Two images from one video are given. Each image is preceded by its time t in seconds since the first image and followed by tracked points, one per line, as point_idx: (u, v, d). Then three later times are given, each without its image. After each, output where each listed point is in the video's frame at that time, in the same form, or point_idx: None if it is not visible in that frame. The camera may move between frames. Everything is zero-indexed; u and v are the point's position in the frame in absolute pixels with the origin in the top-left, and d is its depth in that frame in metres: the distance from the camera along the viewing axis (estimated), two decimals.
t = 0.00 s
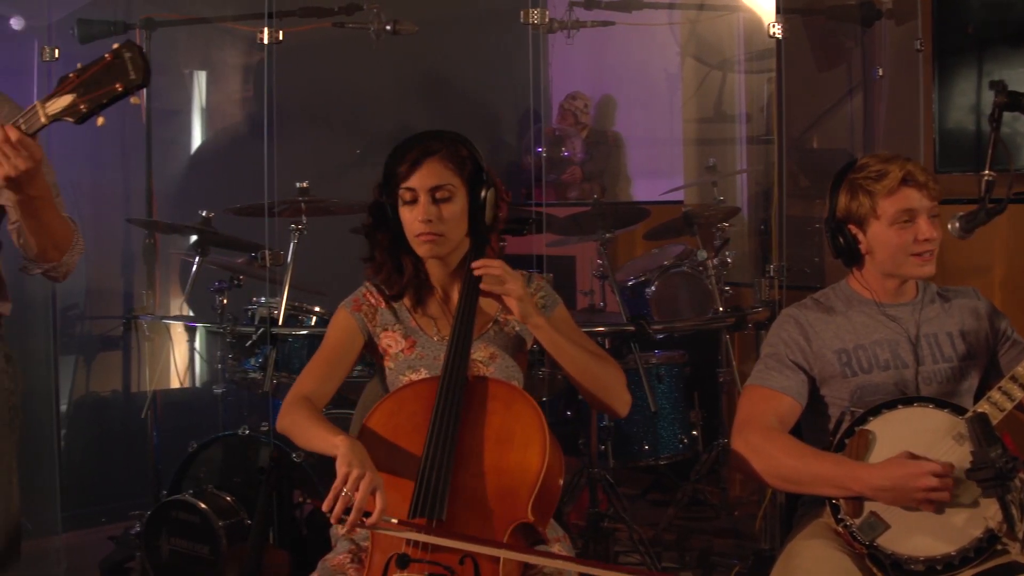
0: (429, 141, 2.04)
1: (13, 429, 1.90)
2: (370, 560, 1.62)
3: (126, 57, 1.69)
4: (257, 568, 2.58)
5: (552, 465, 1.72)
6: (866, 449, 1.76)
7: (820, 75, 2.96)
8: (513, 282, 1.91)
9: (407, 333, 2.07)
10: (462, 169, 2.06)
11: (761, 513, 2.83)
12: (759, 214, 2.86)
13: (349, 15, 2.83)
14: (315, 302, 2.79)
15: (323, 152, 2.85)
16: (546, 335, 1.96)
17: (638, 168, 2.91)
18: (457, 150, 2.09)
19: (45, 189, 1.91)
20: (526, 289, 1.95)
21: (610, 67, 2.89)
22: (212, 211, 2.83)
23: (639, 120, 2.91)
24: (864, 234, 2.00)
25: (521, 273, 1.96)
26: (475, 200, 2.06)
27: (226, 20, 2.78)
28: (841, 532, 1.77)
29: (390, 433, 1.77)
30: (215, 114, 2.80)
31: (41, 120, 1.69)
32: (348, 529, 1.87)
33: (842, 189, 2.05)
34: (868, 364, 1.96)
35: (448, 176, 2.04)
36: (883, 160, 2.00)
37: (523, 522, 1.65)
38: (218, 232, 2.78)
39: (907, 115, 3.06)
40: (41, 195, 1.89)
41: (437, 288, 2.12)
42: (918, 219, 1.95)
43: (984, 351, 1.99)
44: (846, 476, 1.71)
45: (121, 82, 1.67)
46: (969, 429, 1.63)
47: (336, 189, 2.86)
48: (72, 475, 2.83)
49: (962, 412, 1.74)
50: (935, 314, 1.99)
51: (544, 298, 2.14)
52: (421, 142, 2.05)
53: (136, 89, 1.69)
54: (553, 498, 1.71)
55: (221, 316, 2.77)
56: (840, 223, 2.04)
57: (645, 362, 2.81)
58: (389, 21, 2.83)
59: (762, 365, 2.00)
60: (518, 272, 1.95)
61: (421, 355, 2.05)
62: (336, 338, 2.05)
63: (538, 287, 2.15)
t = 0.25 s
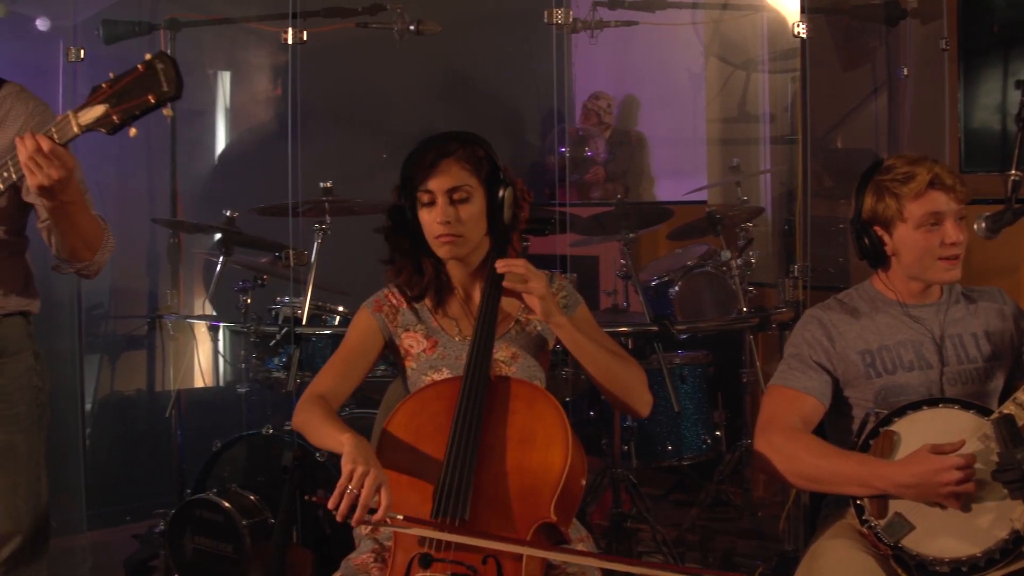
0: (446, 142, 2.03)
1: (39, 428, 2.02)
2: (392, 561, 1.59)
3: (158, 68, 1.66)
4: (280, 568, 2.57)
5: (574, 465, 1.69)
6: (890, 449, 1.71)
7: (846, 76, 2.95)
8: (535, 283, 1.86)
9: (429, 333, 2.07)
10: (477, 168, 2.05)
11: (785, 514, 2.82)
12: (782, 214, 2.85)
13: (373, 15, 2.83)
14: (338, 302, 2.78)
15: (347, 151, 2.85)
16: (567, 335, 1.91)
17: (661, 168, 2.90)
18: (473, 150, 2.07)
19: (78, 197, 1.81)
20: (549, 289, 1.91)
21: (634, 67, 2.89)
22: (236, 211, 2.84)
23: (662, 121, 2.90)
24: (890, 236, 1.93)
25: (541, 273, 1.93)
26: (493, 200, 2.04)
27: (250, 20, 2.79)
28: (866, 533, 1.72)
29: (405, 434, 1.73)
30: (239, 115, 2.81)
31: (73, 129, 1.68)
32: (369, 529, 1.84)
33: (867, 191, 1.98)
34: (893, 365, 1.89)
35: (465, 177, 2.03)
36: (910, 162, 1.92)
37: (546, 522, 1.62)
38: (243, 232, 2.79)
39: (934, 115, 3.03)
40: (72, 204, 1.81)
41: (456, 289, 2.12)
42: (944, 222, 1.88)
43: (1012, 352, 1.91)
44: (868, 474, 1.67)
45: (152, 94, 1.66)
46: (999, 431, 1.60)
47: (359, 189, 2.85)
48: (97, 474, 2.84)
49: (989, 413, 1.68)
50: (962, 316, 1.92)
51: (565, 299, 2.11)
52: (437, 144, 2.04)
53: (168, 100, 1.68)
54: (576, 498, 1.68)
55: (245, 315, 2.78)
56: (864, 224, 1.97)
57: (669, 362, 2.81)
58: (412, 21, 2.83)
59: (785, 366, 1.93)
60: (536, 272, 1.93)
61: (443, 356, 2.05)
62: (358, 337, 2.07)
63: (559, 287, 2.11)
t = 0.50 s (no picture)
0: (483, 139, 2.05)
1: (70, 426, 1.98)
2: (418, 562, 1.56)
3: (186, 70, 1.61)
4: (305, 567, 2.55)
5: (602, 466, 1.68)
6: (917, 451, 1.68)
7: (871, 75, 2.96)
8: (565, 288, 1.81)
9: (456, 333, 2.06)
10: (512, 165, 2.06)
11: (810, 515, 2.81)
12: (808, 214, 2.85)
13: (397, 16, 2.81)
14: (363, 301, 2.78)
15: (371, 151, 2.83)
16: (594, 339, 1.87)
17: (686, 168, 2.89)
18: (507, 148, 2.08)
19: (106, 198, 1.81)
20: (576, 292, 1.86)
21: (659, 67, 2.89)
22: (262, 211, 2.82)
23: (687, 121, 2.89)
24: (920, 236, 1.90)
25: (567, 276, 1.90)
26: (526, 198, 2.05)
27: (275, 20, 2.78)
28: (893, 536, 1.68)
29: (429, 435, 1.72)
30: (265, 115, 2.80)
31: (103, 131, 1.65)
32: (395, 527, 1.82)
33: (896, 191, 1.95)
34: (920, 367, 1.86)
35: (499, 173, 2.04)
36: (938, 162, 1.89)
37: (574, 523, 1.61)
38: (267, 232, 2.77)
39: (961, 114, 3.03)
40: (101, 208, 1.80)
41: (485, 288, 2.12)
42: (974, 221, 1.85)
43: None
44: (896, 476, 1.63)
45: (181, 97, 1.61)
46: None
47: (385, 189, 2.84)
48: (124, 473, 2.83)
49: (1017, 415, 1.66)
50: (990, 317, 1.89)
51: (593, 299, 2.10)
52: (472, 140, 2.06)
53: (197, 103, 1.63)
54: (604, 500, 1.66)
55: (270, 315, 2.77)
56: (893, 225, 1.94)
57: (694, 363, 2.80)
58: (437, 21, 2.81)
59: (810, 367, 1.91)
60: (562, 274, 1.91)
61: (470, 355, 2.05)
62: (381, 334, 2.07)
63: (586, 288, 2.11)
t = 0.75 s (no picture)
0: (514, 142, 2.05)
1: (96, 427, 1.89)
2: (445, 561, 1.57)
3: (215, 59, 1.70)
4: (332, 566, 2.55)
5: (629, 466, 1.68)
6: (945, 453, 1.67)
7: (900, 73, 2.96)
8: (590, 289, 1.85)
9: (483, 333, 2.07)
10: (543, 169, 2.08)
11: (836, 517, 2.79)
12: (835, 213, 2.84)
13: (424, 15, 2.81)
14: (390, 301, 2.78)
15: (397, 151, 2.83)
16: (621, 340, 1.90)
17: (712, 169, 2.88)
18: (539, 152, 2.09)
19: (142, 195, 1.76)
20: (604, 294, 1.90)
21: (686, 66, 2.88)
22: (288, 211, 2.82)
23: (714, 120, 2.88)
24: (948, 236, 1.88)
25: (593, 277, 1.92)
26: (556, 202, 2.07)
27: (303, 20, 2.79)
28: (920, 537, 1.68)
29: (455, 441, 1.73)
30: (292, 115, 2.80)
31: (132, 120, 1.68)
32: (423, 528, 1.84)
33: (924, 190, 1.93)
34: (948, 367, 1.84)
35: (531, 177, 2.06)
36: (967, 160, 1.88)
37: (600, 522, 1.61)
38: (295, 232, 2.76)
39: (992, 112, 2.97)
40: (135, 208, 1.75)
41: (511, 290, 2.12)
42: (1004, 220, 1.83)
43: None
44: (926, 477, 1.61)
45: (211, 83, 1.69)
46: None
47: (412, 188, 2.83)
48: (151, 472, 2.80)
49: None
50: (1018, 317, 1.89)
51: (621, 301, 2.11)
52: (506, 143, 2.07)
53: (226, 89, 1.70)
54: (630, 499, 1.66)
55: (297, 315, 2.77)
56: (922, 224, 1.92)
57: (720, 362, 2.80)
58: (464, 21, 2.81)
59: (837, 367, 1.89)
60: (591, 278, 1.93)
61: (497, 355, 2.05)
62: (402, 331, 2.11)
63: (614, 290, 2.12)
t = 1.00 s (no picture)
0: (544, 141, 2.06)
1: (129, 425, 1.91)
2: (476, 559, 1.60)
3: (242, 71, 1.69)
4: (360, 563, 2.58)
5: (659, 468, 1.71)
6: (977, 454, 1.66)
7: (929, 73, 2.95)
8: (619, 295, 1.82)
9: (513, 331, 2.06)
10: (573, 166, 2.06)
11: (866, 518, 2.79)
12: (865, 214, 2.83)
13: (453, 15, 2.79)
14: (418, 301, 2.76)
15: (425, 152, 2.81)
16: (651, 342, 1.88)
17: (741, 169, 2.88)
18: (569, 150, 2.08)
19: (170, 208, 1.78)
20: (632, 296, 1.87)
21: (714, 66, 2.87)
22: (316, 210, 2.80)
23: (741, 120, 2.88)
24: (982, 236, 1.85)
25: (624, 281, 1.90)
26: (585, 200, 2.05)
27: (330, 21, 2.77)
28: (951, 538, 1.67)
29: (485, 441, 1.76)
30: (320, 116, 2.79)
31: (161, 131, 1.70)
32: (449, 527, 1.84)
33: (957, 190, 1.89)
34: (980, 368, 1.83)
35: (560, 174, 2.03)
36: (1002, 160, 1.84)
37: (630, 524, 1.64)
38: (323, 231, 2.76)
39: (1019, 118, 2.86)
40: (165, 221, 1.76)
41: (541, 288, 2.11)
42: None
43: None
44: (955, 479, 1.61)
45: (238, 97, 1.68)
46: None
47: (441, 189, 2.82)
48: (180, 471, 2.79)
49: None
50: None
51: (651, 301, 2.13)
52: (536, 141, 2.07)
53: (253, 103, 1.69)
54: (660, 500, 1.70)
55: (325, 315, 2.75)
56: (954, 224, 1.88)
57: (748, 363, 2.80)
58: (492, 21, 2.80)
59: (868, 369, 1.88)
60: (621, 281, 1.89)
61: (527, 354, 2.04)
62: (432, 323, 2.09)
63: (645, 290, 2.14)
